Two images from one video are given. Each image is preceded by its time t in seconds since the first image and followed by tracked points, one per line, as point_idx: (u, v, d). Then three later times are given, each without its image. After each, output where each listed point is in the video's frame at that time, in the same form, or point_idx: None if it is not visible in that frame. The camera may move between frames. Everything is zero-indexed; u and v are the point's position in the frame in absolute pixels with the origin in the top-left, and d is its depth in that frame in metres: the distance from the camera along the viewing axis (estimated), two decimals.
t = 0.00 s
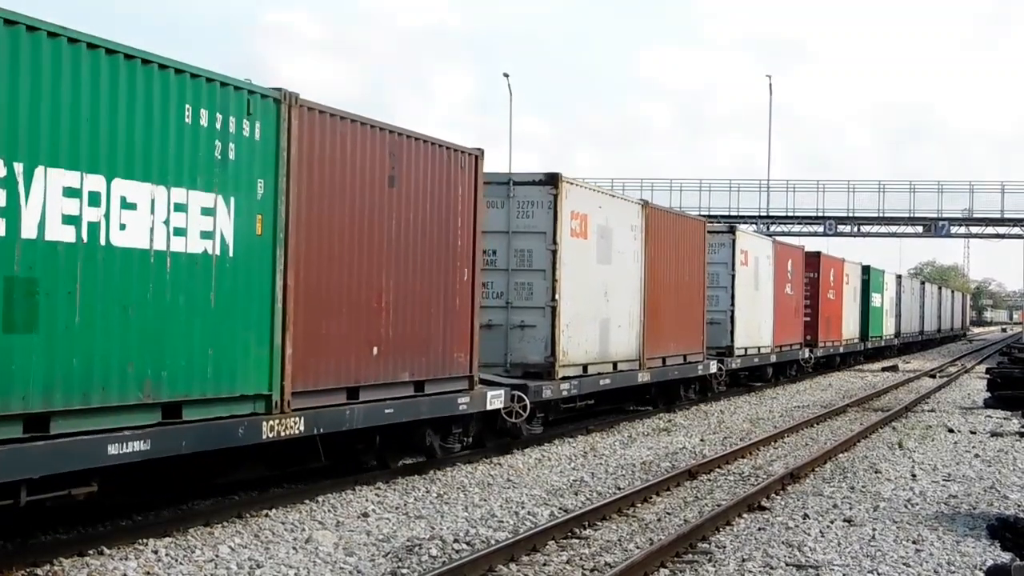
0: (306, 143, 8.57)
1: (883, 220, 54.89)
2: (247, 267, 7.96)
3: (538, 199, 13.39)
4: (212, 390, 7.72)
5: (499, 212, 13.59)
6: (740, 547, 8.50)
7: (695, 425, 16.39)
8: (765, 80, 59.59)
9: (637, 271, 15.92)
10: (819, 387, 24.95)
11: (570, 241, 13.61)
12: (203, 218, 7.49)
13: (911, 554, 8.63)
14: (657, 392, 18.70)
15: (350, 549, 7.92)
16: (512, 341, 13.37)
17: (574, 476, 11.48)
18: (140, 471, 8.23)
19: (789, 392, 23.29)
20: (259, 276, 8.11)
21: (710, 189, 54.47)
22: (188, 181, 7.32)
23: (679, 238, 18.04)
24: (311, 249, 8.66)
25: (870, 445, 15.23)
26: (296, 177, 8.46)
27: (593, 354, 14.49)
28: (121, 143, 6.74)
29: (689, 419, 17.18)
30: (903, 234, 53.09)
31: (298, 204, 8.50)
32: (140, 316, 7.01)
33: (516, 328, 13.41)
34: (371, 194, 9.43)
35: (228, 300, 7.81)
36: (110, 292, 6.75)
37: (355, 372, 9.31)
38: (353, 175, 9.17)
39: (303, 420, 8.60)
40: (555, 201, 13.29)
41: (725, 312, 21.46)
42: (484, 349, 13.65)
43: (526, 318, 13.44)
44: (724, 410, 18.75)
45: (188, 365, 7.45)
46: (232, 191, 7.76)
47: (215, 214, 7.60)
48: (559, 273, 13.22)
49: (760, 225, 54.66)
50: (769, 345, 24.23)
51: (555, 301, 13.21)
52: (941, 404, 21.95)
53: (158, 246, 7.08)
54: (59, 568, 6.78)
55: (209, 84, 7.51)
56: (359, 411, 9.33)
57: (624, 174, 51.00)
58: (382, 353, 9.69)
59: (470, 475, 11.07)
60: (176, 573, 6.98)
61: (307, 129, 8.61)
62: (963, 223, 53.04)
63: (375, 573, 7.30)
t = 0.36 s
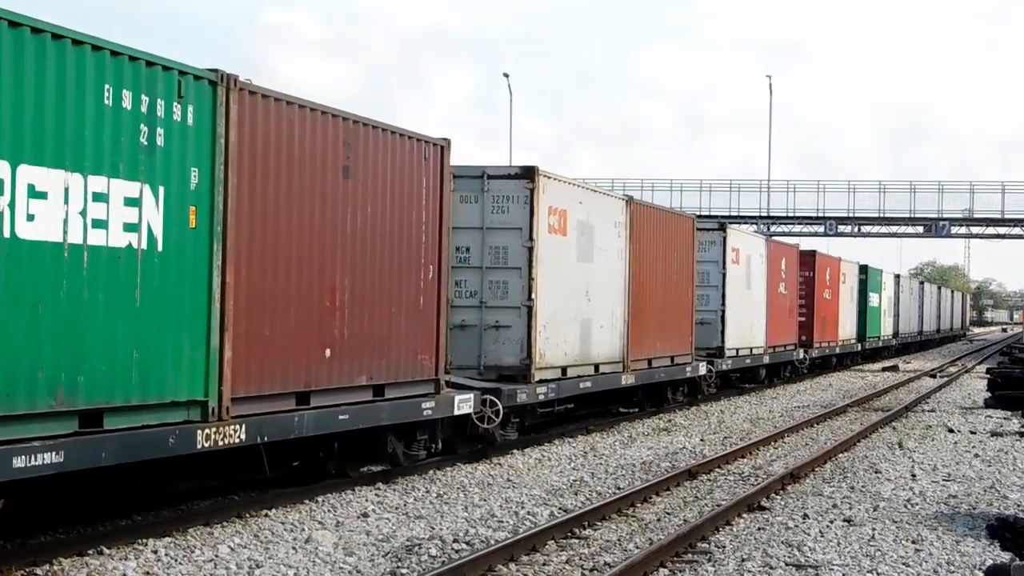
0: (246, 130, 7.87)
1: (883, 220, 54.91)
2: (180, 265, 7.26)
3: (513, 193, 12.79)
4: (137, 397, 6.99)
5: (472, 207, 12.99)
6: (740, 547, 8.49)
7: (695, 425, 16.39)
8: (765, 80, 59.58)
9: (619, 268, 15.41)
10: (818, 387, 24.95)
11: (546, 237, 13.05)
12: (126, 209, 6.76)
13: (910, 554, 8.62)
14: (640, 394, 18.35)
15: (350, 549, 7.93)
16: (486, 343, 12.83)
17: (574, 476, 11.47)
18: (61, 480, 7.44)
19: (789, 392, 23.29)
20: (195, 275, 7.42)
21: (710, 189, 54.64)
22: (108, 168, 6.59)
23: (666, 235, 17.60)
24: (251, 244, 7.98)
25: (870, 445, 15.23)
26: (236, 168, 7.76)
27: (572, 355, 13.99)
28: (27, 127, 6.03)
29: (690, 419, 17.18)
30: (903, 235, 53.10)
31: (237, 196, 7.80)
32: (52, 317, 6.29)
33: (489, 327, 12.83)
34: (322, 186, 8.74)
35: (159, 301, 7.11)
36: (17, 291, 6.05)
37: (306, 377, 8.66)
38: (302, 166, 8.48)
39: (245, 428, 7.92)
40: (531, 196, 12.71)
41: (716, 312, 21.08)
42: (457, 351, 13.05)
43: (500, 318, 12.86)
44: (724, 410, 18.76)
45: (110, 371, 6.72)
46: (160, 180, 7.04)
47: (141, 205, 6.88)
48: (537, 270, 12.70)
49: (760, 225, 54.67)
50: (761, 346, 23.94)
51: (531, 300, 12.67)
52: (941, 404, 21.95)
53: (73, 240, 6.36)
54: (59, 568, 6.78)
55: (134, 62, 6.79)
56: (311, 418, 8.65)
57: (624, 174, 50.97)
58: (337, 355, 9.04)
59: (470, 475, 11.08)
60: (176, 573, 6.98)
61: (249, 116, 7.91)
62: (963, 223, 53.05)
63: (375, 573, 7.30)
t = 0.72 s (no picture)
0: (179, 114, 7.35)
1: (883, 220, 54.97)
2: (98, 256, 6.71)
3: (485, 187, 12.31)
4: (48, 403, 6.43)
5: (442, 202, 12.46)
6: (740, 547, 8.51)
7: (695, 426, 16.42)
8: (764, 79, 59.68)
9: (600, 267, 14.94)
10: (817, 388, 24.98)
11: (519, 233, 12.54)
12: (35, 196, 6.22)
13: (911, 554, 8.64)
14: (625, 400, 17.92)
15: (350, 549, 7.94)
16: (457, 344, 12.34)
17: (574, 476, 11.50)
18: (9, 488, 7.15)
19: (788, 393, 23.31)
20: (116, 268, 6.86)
21: (708, 190, 57.19)
22: (13, 150, 6.06)
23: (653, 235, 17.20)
24: (182, 237, 7.43)
25: (870, 446, 15.26)
26: (165, 154, 7.22)
27: (548, 357, 13.50)
28: None
29: (690, 419, 17.22)
30: (903, 235, 53.16)
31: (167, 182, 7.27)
32: None
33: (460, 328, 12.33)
34: (264, 177, 8.22)
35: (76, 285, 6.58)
36: None
37: (249, 380, 8.16)
38: (240, 153, 7.96)
39: (178, 437, 7.37)
40: (503, 190, 12.22)
41: (705, 312, 20.80)
42: (427, 352, 12.56)
43: (472, 317, 12.37)
44: (724, 411, 18.80)
45: (17, 373, 6.19)
46: (75, 167, 6.49)
47: (54, 192, 6.34)
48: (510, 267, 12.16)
49: (759, 225, 54.72)
50: (752, 348, 23.69)
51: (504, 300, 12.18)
52: (941, 404, 21.98)
53: None
54: (59, 568, 6.78)
55: (45, 36, 6.26)
56: (253, 424, 8.13)
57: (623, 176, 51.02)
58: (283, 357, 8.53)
59: (470, 476, 11.10)
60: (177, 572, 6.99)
61: (182, 99, 7.38)
62: (963, 223, 53.10)
63: (375, 573, 7.31)
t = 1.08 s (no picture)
0: (101, 95, 6.68)
1: (882, 220, 54.98)
2: None
3: (454, 178, 11.76)
4: None
5: (408, 195, 11.89)
6: (740, 547, 8.50)
7: (694, 426, 16.38)
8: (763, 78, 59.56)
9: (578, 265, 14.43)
10: (816, 388, 24.95)
11: (491, 229, 12.01)
12: None
13: (910, 554, 8.63)
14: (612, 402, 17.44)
15: (350, 549, 7.93)
16: (422, 345, 11.79)
17: (574, 476, 11.49)
18: None
19: (787, 393, 23.28)
20: (20, 256, 6.19)
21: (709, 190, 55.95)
22: None
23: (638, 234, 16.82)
24: (104, 227, 6.79)
25: (870, 445, 15.26)
26: (82, 138, 6.57)
27: (519, 360, 12.96)
28: None
29: (691, 419, 17.20)
30: (903, 235, 53.18)
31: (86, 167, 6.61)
32: None
33: (429, 327, 11.79)
34: (193, 170, 7.58)
35: None
36: None
37: (181, 385, 7.55)
38: (168, 138, 7.31)
39: (98, 447, 6.76)
40: (474, 181, 11.69)
41: (694, 311, 20.67)
42: (390, 352, 11.95)
43: (440, 317, 11.83)
44: (723, 411, 18.77)
45: None
46: None
47: None
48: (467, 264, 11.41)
49: (759, 225, 54.78)
50: (743, 348, 23.65)
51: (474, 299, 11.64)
52: (941, 405, 21.95)
53: None
54: (59, 568, 6.77)
55: None
56: (189, 431, 7.55)
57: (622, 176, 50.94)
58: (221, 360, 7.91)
59: (470, 475, 11.08)
60: (175, 572, 6.98)
61: (104, 77, 6.71)
62: (963, 223, 53.09)
63: (374, 573, 7.30)
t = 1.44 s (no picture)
0: (214, 119, 7.40)
1: (883, 220, 56.40)
2: (154, 257, 6.91)
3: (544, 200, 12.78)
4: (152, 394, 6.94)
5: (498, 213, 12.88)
6: (741, 547, 9.89)
7: (699, 422, 17.42)
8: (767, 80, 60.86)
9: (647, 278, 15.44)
10: (817, 387, 26.37)
11: (579, 245, 12.99)
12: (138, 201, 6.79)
13: (910, 554, 10.05)
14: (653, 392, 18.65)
15: (349, 549, 7.76)
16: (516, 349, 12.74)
17: (574, 476, 12.30)
18: (175, 472, 7.85)
19: (789, 392, 24.68)
20: (168, 268, 7.03)
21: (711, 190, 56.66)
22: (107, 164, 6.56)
23: (667, 243, 17.94)
24: (264, 242, 7.86)
25: (870, 446, 16.65)
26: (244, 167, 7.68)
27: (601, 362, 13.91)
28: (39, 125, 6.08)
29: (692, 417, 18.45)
30: (903, 236, 54.65)
31: (203, 184, 7.32)
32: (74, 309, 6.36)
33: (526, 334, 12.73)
34: (300, 168, 8.27)
35: (139, 287, 6.79)
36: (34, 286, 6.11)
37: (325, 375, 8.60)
38: (271, 149, 7.96)
39: (295, 420, 8.10)
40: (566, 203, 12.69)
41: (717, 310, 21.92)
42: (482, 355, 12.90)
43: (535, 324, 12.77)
44: (725, 411, 20.16)
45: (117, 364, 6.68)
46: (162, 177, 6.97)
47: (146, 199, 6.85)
48: (567, 284, 12.66)
49: (760, 225, 56.25)
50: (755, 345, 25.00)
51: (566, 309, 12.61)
52: (941, 404, 23.39)
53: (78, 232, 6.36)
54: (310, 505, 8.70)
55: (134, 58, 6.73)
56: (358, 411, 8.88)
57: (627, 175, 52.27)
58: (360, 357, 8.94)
59: (469, 476, 11.29)
60: (390, 514, 8.92)
61: (204, 104, 7.34)
62: (963, 223, 54.51)
63: (375, 573, 7.20)
